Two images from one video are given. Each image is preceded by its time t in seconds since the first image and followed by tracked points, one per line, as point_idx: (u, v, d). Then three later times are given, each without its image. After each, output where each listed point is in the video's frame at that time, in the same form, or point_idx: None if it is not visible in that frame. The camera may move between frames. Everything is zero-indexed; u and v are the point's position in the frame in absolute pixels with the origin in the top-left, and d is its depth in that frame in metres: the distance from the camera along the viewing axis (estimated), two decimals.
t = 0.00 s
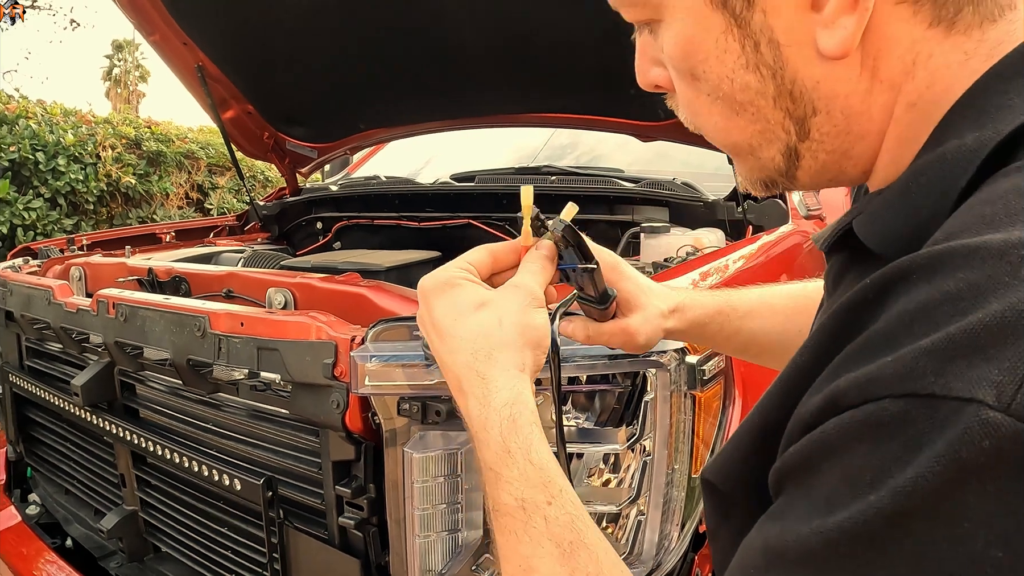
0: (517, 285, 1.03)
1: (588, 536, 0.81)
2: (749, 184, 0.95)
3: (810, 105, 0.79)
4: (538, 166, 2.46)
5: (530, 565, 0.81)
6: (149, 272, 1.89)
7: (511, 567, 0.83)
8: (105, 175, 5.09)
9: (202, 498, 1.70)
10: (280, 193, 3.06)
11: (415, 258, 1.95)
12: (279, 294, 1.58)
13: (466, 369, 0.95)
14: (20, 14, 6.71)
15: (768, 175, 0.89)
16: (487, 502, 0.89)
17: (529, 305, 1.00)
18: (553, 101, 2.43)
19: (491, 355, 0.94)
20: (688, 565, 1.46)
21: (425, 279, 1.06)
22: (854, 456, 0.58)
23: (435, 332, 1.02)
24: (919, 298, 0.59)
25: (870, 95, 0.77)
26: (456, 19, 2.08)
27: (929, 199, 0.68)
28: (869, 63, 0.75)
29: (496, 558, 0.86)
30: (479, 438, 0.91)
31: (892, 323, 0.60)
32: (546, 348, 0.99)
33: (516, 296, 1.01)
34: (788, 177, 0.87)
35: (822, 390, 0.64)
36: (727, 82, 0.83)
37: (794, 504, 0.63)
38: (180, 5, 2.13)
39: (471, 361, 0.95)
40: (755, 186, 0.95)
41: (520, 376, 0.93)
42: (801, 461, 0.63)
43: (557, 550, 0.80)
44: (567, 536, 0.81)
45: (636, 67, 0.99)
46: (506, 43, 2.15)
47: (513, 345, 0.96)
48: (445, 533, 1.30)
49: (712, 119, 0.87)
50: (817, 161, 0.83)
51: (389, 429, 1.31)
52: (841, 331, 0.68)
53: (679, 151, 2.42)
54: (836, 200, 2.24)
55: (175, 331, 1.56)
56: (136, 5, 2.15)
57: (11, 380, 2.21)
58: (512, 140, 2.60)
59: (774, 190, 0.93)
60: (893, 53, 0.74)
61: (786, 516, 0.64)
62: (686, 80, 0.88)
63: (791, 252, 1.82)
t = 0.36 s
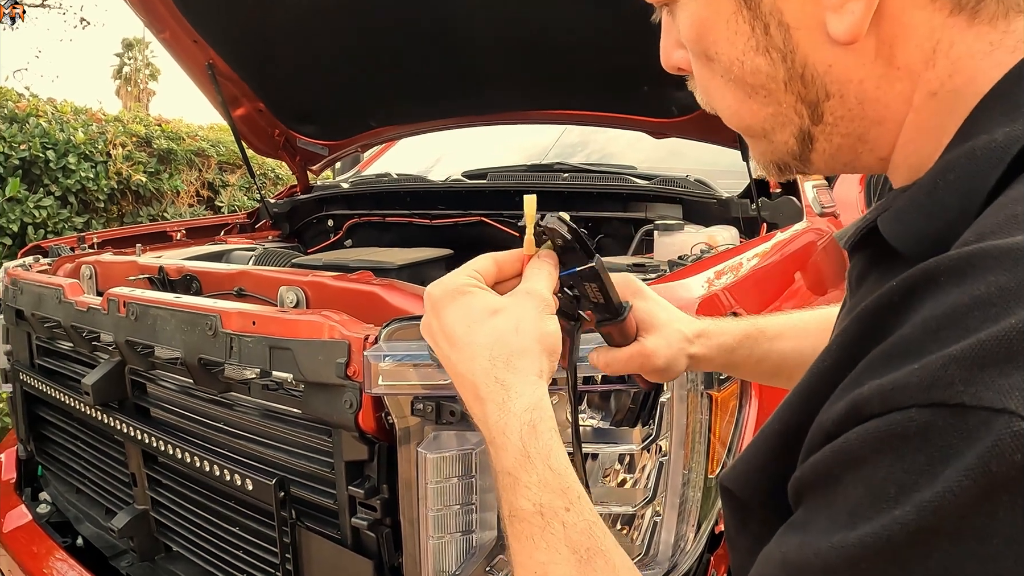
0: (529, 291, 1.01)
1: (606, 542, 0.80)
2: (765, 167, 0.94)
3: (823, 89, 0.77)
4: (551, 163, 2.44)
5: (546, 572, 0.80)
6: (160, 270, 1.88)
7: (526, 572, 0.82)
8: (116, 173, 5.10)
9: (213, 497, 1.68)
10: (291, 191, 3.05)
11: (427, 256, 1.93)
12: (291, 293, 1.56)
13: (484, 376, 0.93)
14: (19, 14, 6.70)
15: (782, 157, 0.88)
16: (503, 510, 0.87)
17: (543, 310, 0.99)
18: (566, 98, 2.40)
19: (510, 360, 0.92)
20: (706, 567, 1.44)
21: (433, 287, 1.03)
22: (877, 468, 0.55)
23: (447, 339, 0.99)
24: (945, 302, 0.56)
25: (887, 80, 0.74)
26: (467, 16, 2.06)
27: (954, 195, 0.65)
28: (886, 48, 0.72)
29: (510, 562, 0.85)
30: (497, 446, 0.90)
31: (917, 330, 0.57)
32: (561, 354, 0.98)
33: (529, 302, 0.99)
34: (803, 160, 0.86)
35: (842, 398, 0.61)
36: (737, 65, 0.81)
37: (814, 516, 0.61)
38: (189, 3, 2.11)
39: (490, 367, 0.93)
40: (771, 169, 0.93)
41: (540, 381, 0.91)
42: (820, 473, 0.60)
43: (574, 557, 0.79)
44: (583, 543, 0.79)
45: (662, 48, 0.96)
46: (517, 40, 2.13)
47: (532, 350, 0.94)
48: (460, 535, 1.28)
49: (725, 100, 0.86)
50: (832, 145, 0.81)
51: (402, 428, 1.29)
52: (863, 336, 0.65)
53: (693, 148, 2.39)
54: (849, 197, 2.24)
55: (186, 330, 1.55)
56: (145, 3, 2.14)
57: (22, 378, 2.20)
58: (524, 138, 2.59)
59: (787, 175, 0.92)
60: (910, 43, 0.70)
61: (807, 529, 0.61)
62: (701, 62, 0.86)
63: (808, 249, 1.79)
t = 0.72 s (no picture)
0: (513, 270, 0.98)
1: (589, 525, 0.81)
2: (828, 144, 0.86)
3: (894, 62, 0.69)
4: (548, 162, 2.43)
5: (531, 553, 0.80)
6: (156, 269, 1.87)
7: (511, 553, 0.81)
8: (112, 173, 5.08)
9: (208, 497, 1.67)
10: (288, 191, 3.04)
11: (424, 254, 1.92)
12: (286, 291, 1.55)
13: (470, 359, 0.91)
14: (19, 14, 6.70)
15: (845, 133, 0.80)
16: (488, 491, 0.86)
17: (528, 293, 0.97)
18: (565, 97, 2.40)
19: (499, 346, 0.91)
20: (704, 568, 1.42)
21: (415, 266, 0.98)
22: (892, 506, 0.56)
23: (431, 320, 0.96)
24: (987, 341, 0.55)
25: (964, 61, 0.67)
26: (469, 16, 2.05)
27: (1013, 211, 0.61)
28: (966, 23, 0.65)
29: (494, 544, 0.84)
30: (483, 428, 0.88)
31: (951, 371, 0.56)
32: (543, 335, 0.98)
33: (516, 284, 0.97)
34: (866, 138, 0.78)
35: (867, 424, 0.61)
36: (804, 22, 0.74)
37: (827, 536, 0.62)
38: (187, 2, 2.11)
39: (478, 352, 0.91)
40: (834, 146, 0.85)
41: (527, 366, 0.91)
42: (837, 494, 0.61)
43: (560, 539, 0.79)
44: (570, 523, 0.80)
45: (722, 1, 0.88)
46: (516, 39, 2.12)
47: (520, 337, 0.93)
48: (457, 536, 1.27)
49: (788, 59, 0.79)
50: (897, 124, 0.73)
51: (398, 428, 1.28)
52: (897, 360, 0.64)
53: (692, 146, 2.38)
54: (847, 197, 2.30)
55: (181, 329, 1.54)
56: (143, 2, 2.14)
57: (17, 378, 2.19)
58: (520, 137, 2.60)
59: (851, 152, 0.83)
60: (995, 23, 0.64)
61: (818, 545, 0.63)
62: (765, 15, 0.79)
63: (807, 248, 1.79)
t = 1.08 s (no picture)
0: (465, 280, 0.99)
1: (585, 528, 0.83)
2: (852, 119, 0.91)
3: (947, 25, 0.72)
4: (547, 161, 2.41)
5: (529, 563, 0.84)
6: (153, 268, 1.86)
7: (512, 563, 0.87)
8: (110, 172, 5.07)
9: (205, 498, 1.66)
10: (286, 190, 3.03)
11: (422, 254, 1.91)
12: (284, 291, 1.54)
13: (443, 382, 0.94)
14: (19, 13, 6.69)
15: (878, 104, 0.84)
16: (486, 504, 0.91)
17: (485, 297, 0.98)
18: (565, 97, 2.39)
19: (467, 364, 0.93)
20: (705, 570, 1.41)
21: (372, 308, 1.02)
22: (933, 457, 0.57)
23: (401, 353, 0.99)
24: (1019, 285, 0.57)
25: (1008, 34, 0.71)
26: (470, 16, 2.04)
27: None
28: None
29: (495, 554, 0.89)
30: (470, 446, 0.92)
31: (980, 313, 0.59)
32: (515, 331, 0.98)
33: (469, 294, 0.97)
34: (898, 110, 0.83)
35: (900, 379, 0.63)
36: None
37: (861, 499, 0.63)
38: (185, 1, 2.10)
39: (448, 373, 0.94)
40: (857, 122, 0.90)
41: (500, 372, 0.93)
42: (871, 453, 0.62)
43: (554, 544, 0.83)
44: (563, 530, 0.83)
45: None
46: (516, 39, 2.12)
47: (487, 344, 0.94)
48: (454, 538, 1.26)
49: (835, 23, 0.83)
50: (935, 95, 0.78)
51: (396, 429, 1.27)
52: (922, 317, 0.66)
53: (693, 146, 2.38)
54: (847, 195, 2.24)
55: (177, 329, 1.53)
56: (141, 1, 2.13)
57: (14, 378, 2.18)
58: (519, 137, 2.60)
59: (875, 127, 0.89)
60: None
61: (852, 513, 0.63)
62: None
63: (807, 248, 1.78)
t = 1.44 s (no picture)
0: (564, 279, 0.98)
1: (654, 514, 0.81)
2: (869, 115, 0.93)
3: (960, 22, 0.74)
4: (542, 162, 2.41)
5: (600, 544, 0.79)
6: (145, 270, 1.85)
7: (577, 545, 0.81)
8: (105, 174, 5.05)
9: (198, 501, 1.65)
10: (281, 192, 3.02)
11: (417, 255, 1.90)
12: (277, 293, 1.52)
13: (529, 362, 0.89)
14: (19, 14, 6.68)
15: (892, 101, 0.86)
16: (549, 485, 0.85)
17: (579, 300, 0.96)
18: (560, 97, 2.38)
19: (562, 352, 0.89)
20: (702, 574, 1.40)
21: (468, 272, 0.96)
22: (1004, 402, 0.56)
23: (484, 325, 0.94)
24: None
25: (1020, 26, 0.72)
26: (465, 14, 2.03)
27: None
28: None
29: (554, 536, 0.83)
30: (542, 428, 0.87)
31: None
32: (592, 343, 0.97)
33: (567, 292, 0.96)
34: (913, 106, 0.84)
35: (963, 339, 0.63)
36: None
37: (925, 461, 0.62)
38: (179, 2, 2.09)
39: (539, 355, 0.89)
40: (872, 117, 0.92)
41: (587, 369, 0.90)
42: (938, 409, 0.61)
43: (629, 527, 0.79)
44: (638, 513, 0.80)
45: None
46: (512, 39, 2.11)
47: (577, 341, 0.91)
48: (448, 541, 1.25)
49: (845, 23, 0.84)
50: (951, 89, 0.79)
51: (389, 431, 1.26)
52: (974, 283, 0.66)
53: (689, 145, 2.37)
54: (845, 196, 2.25)
55: (169, 331, 1.51)
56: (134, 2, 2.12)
57: (7, 380, 2.17)
58: (516, 137, 2.59)
59: (890, 124, 0.91)
60: None
61: (919, 474, 0.62)
62: None
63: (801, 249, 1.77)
